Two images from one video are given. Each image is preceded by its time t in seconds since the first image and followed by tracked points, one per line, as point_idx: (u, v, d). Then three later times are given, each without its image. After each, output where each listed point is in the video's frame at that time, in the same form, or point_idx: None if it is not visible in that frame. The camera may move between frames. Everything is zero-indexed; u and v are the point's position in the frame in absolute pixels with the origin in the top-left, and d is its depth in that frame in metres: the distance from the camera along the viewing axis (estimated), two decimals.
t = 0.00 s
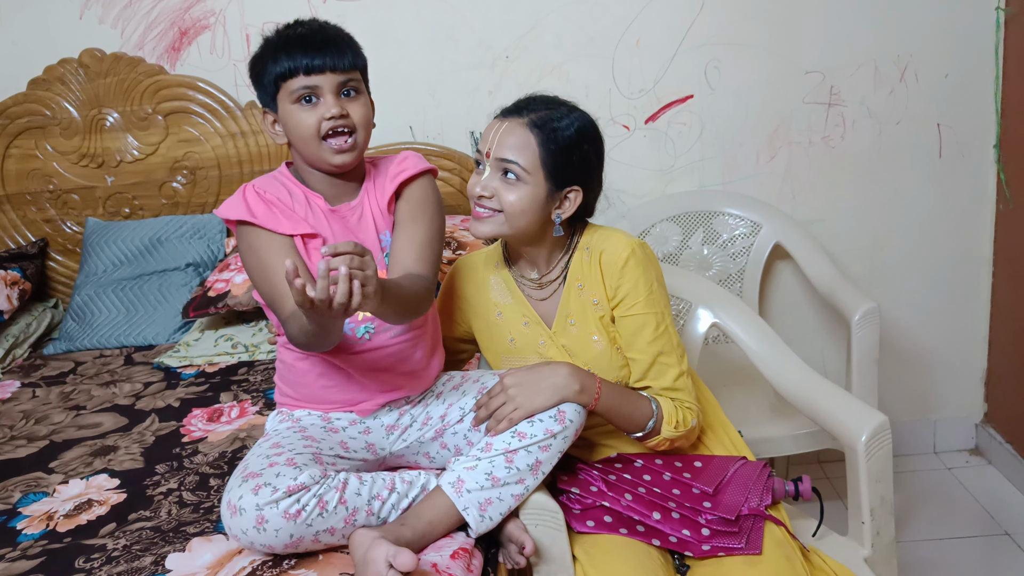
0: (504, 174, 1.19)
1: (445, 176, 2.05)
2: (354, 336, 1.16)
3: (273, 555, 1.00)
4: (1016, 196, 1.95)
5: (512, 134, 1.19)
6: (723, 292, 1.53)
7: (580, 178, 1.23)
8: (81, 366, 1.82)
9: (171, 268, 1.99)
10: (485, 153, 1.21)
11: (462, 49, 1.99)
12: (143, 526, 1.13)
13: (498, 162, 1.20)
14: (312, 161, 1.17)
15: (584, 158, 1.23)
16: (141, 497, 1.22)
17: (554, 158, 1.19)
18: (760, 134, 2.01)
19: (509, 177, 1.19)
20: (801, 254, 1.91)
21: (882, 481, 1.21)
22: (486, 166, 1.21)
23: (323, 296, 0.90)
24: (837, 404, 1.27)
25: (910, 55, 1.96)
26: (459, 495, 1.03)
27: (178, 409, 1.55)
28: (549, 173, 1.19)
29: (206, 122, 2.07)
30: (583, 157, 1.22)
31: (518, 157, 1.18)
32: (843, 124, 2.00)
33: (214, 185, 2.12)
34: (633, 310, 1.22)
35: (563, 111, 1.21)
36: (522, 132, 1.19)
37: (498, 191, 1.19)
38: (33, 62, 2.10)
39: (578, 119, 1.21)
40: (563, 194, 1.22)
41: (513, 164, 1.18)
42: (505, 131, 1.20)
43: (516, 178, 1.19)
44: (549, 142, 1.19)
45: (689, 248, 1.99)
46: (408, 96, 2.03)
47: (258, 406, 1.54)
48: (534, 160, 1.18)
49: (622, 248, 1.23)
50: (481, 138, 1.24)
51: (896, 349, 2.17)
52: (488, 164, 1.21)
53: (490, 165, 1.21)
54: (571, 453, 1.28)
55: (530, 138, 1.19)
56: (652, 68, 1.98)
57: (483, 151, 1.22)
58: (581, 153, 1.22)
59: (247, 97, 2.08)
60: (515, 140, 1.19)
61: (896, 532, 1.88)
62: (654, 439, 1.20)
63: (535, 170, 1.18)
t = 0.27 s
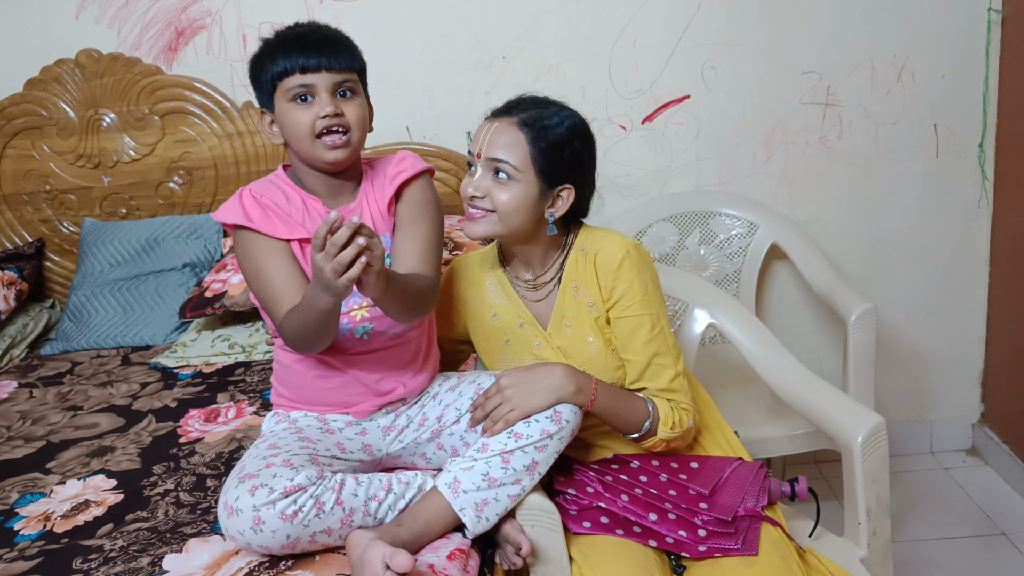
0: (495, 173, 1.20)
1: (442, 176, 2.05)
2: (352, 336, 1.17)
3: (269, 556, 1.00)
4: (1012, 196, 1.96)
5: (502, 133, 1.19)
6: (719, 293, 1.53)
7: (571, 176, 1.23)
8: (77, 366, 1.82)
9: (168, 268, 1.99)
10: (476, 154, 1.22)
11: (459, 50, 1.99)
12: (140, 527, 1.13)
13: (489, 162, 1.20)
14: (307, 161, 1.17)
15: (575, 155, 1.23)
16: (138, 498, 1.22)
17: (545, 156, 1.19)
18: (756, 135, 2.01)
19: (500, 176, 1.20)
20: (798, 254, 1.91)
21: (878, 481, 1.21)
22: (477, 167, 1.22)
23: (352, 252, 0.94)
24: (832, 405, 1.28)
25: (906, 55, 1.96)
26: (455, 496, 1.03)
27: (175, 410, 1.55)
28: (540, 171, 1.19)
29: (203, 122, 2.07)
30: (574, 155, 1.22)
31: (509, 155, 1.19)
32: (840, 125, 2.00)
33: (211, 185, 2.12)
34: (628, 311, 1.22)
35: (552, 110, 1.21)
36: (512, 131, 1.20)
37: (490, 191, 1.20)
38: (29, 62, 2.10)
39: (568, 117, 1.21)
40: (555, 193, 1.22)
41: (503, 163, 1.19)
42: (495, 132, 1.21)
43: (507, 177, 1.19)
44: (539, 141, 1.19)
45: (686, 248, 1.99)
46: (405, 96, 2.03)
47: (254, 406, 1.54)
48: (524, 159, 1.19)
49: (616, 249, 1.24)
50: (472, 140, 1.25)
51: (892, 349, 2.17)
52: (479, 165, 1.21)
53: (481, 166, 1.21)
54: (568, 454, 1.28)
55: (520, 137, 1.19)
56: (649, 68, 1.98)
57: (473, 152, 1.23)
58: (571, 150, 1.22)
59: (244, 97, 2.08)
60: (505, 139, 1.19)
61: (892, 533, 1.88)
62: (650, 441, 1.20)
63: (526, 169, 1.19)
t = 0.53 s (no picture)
0: (489, 174, 1.19)
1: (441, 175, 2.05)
2: (359, 332, 1.19)
3: (269, 555, 1.01)
4: (1012, 194, 1.95)
5: (494, 134, 1.19)
6: (719, 292, 1.53)
7: (564, 175, 1.23)
8: (78, 365, 1.82)
9: (169, 267, 1.99)
10: (470, 155, 1.21)
11: (458, 48, 1.99)
12: (140, 526, 1.13)
13: (482, 162, 1.20)
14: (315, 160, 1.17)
15: (569, 155, 1.23)
16: (138, 497, 1.23)
17: (538, 156, 1.19)
18: (756, 134, 2.01)
19: (494, 176, 1.19)
20: (798, 253, 1.91)
21: (877, 481, 1.21)
22: (471, 167, 1.21)
23: (392, 203, 0.99)
24: (831, 405, 1.28)
25: (905, 54, 1.96)
26: (455, 495, 1.03)
27: (175, 409, 1.55)
28: (534, 171, 1.19)
29: (203, 121, 2.07)
30: (567, 155, 1.22)
31: (502, 156, 1.18)
32: (839, 123, 2.00)
33: (211, 184, 2.12)
34: (626, 312, 1.22)
35: (544, 110, 1.21)
36: (505, 132, 1.19)
37: (484, 192, 1.19)
38: (29, 61, 2.10)
39: (561, 117, 1.21)
40: (550, 192, 1.21)
41: (497, 163, 1.18)
42: (488, 132, 1.20)
43: (500, 177, 1.19)
44: (532, 141, 1.19)
45: (686, 247, 1.99)
46: (404, 95, 2.03)
47: (254, 405, 1.55)
48: (517, 159, 1.18)
49: (614, 249, 1.23)
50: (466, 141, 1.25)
51: (891, 348, 2.17)
52: (473, 166, 1.21)
53: (475, 167, 1.21)
54: (568, 453, 1.28)
55: (514, 137, 1.19)
56: (648, 67, 1.98)
57: (467, 153, 1.22)
58: (565, 150, 1.22)
59: (244, 96, 2.07)
60: (499, 140, 1.19)
61: (891, 531, 1.88)
62: (650, 441, 1.20)
63: (520, 168, 1.18)
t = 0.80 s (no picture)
0: (488, 175, 1.19)
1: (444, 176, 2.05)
2: (369, 333, 1.20)
3: (271, 555, 1.01)
4: (1015, 195, 1.95)
5: (493, 134, 1.19)
6: (721, 293, 1.53)
7: (562, 175, 1.22)
8: (80, 367, 1.82)
9: (171, 268, 1.99)
10: (469, 156, 1.21)
11: (460, 50, 1.99)
12: (141, 528, 1.13)
13: (481, 163, 1.20)
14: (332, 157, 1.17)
15: (566, 155, 1.23)
16: (139, 499, 1.23)
17: (536, 155, 1.19)
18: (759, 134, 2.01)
19: (493, 177, 1.19)
20: (800, 254, 1.91)
21: (880, 482, 1.21)
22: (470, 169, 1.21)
23: (400, 164, 1.04)
24: (833, 406, 1.27)
25: (908, 54, 1.96)
26: (457, 497, 1.03)
27: (177, 410, 1.55)
28: (533, 171, 1.19)
29: (206, 122, 2.07)
30: (565, 155, 1.22)
31: (500, 156, 1.18)
32: (842, 124, 2.00)
33: (213, 185, 2.13)
34: (628, 311, 1.22)
35: (541, 111, 1.21)
36: (503, 132, 1.19)
37: (483, 193, 1.19)
38: (31, 63, 2.10)
39: (558, 117, 1.21)
40: (548, 192, 1.21)
41: (495, 164, 1.18)
42: (487, 133, 1.20)
43: (499, 177, 1.18)
44: (530, 141, 1.19)
45: (689, 248, 1.98)
46: (406, 97, 2.03)
47: (256, 407, 1.55)
48: (516, 159, 1.18)
49: (615, 249, 1.23)
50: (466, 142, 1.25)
51: (895, 349, 2.17)
52: (472, 167, 1.21)
53: (474, 168, 1.20)
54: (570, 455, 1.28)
55: (512, 137, 1.19)
56: (651, 68, 1.98)
57: (467, 154, 1.22)
58: (563, 150, 1.22)
59: (246, 97, 2.08)
60: (497, 140, 1.19)
61: (895, 533, 1.88)
62: (654, 441, 1.19)
63: (518, 169, 1.18)
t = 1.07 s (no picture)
0: (497, 171, 1.19)
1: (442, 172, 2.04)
2: (371, 336, 1.19)
3: (271, 551, 1.01)
4: (1013, 190, 1.95)
5: (498, 130, 1.19)
6: (720, 289, 1.53)
7: (568, 166, 1.23)
8: (79, 362, 1.82)
9: (170, 264, 1.99)
10: (475, 154, 1.20)
11: (459, 45, 1.99)
12: (140, 524, 1.13)
13: (488, 160, 1.19)
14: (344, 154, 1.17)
15: (571, 146, 1.23)
16: (138, 494, 1.23)
17: (542, 148, 1.19)
18: (758, 130, 2.01)
19: (502, 173, 1.19)
20: (799, 250, 1.91)
21: (878, 478, 1.21)
22: (476, 167, 1.20)
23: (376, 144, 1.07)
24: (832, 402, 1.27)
25: (907, 50, 1.95)
26: (456, 493, 1.03)
27: (176, 406, 1.56)
28: (541, 164, 1.19)
29: (204, 118, 2.07)
30: (569, 145, 1.23)
31: (509, 151, 1.18)
32: (841, 120, 1.99)
33: (212, 181, 2.12)
34: (627, 307, 1.22)
35: (543, 103, 1.21)
36: (508, 127, 1.19)
37: (493, 190, 1.19)
38: (29, 58, 2.10)
39: (561, 109, 1.22)
40: (555, 184, 1.22)
41: (505, 159, 1.18)
42: (491, 129, 1.20)
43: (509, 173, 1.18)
44: (536, 133, 1.19)
45: (688, 244, 1.98)
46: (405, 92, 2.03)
47: (255, 403, 1.55)
48: (524, 153, 1.18)
49: (614, 245, 1.23)
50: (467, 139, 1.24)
51: (893, 345, 2.17)
52: (479, 165, 1.20)
53: (481, 165, 1.20)
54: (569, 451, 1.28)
55: (517, 131, 1.19)
56: (650, 63, 1.97)
57: (471, 152, 1.21)
58: (568, 141, 1.22)
59: (244, 93, 2.07)
60: (503, 135, 1.18)
61: (893, 528, 1.88)
62: (654, 436, 1.20)
63: (528, 163, 1.18)
